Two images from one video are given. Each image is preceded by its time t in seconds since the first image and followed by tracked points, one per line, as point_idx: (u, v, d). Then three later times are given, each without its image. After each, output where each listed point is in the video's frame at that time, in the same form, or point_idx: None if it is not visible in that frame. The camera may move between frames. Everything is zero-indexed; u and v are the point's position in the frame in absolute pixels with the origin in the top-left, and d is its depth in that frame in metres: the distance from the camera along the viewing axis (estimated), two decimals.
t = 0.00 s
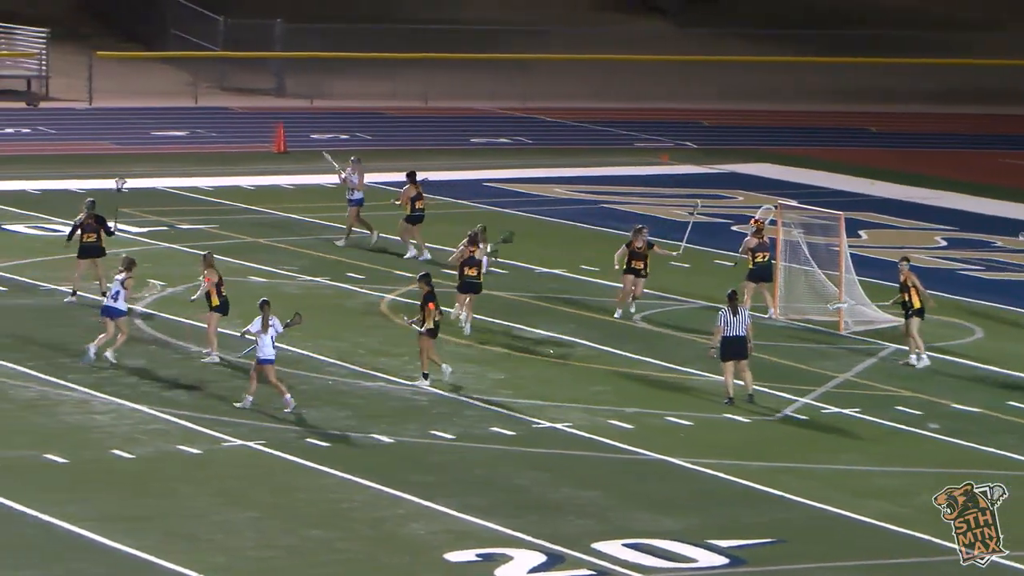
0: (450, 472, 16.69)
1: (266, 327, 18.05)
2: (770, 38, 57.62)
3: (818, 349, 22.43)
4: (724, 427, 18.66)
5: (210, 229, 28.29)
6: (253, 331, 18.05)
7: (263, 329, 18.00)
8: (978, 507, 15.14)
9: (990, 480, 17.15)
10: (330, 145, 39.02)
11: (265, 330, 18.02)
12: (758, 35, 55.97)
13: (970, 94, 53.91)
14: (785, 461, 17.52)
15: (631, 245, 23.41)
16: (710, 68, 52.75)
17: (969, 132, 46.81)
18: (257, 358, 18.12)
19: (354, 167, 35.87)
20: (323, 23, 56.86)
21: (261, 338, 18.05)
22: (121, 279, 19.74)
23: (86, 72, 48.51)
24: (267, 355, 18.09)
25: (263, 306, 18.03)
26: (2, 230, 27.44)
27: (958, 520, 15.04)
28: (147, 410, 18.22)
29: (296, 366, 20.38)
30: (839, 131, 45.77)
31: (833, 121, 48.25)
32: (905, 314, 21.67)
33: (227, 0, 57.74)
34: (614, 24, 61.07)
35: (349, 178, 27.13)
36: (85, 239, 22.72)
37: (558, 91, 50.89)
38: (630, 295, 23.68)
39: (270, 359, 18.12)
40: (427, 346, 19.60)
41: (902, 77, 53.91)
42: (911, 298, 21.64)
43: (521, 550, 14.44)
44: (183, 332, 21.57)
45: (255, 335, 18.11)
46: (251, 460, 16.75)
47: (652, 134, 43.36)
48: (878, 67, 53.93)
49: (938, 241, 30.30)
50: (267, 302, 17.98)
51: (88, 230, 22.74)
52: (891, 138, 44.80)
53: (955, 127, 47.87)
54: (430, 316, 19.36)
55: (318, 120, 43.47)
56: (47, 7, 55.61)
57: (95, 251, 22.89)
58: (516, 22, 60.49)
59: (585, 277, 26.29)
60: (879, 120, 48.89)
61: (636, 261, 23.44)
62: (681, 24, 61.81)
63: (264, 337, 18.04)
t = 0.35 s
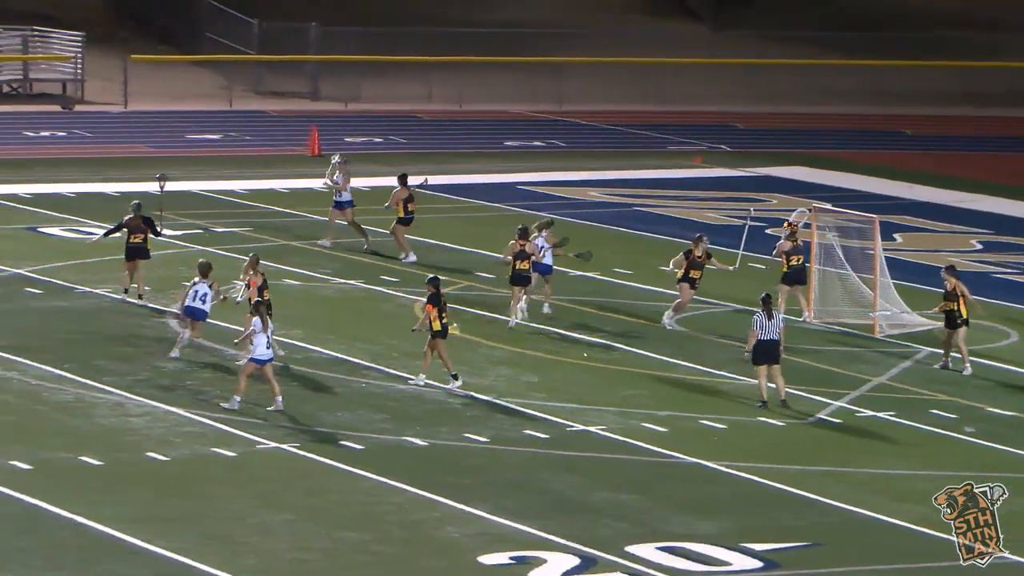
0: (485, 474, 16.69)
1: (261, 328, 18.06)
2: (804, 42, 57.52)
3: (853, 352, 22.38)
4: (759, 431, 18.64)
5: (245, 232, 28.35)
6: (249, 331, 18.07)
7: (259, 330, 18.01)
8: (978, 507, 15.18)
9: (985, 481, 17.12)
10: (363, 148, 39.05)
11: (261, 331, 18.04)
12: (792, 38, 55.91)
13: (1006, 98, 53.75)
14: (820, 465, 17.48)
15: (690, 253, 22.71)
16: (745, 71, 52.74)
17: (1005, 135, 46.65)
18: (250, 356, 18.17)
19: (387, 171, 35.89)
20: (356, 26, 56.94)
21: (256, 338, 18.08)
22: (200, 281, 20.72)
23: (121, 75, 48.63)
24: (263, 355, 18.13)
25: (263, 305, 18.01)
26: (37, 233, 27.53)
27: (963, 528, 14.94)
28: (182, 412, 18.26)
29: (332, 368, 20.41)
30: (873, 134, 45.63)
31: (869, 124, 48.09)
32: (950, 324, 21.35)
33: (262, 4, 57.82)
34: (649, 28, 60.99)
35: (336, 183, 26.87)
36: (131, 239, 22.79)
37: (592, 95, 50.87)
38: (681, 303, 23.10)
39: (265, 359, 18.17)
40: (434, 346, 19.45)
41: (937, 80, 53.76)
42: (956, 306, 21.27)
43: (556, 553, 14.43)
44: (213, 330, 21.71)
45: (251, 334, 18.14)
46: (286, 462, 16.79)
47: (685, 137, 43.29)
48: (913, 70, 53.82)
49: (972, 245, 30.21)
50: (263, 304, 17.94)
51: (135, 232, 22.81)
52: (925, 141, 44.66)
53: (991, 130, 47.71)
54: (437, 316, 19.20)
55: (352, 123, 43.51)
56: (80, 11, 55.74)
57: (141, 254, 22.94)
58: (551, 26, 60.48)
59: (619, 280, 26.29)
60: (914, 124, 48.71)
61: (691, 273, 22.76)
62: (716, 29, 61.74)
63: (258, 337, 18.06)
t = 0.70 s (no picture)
0: (518, 477, 16.68)
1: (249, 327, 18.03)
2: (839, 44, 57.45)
3: (887, 356, 22.31)
4: (794, 434, 18.60)
5: (278, 234, 28.39)
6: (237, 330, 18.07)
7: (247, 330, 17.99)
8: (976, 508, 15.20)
9: (986, 480, 17.10)
10: (398, 151, 39.09)
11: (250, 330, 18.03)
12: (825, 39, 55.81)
13: None
14: (854, 468, 17.43)
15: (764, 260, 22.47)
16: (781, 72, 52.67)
17: None
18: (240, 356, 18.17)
19: (421, 173, 35.91)
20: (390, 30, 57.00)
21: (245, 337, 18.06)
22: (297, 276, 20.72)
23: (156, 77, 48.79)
24: (253, 353, 18.11)
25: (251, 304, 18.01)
26: (71, 235, 27.59)
27: (957, 519, 15.03)
28: (214, 414, 18.28)
29: (365, 371, 20.43)
30: (908, 137, 45.52)
31: (905, 126, 47.98)
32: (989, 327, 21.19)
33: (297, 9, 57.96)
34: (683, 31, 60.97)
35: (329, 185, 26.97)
36: (167, 240, 22.89)
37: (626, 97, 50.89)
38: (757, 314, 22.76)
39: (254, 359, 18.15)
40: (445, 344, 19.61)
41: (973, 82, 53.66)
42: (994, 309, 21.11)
43: (589, 556, 14.41)
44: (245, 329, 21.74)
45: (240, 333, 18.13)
46: (320, 465, 16.80)
47: (720, 140, 43.24)
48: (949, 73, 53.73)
49: (1007, 248, 30.11)
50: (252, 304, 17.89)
51: (171, 232, 22.91)
52: (961, 144, 44.53)
53: None
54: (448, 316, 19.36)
55: (385, 126, 43.58)
56: (113, 13, 55.81)
57: (177, 254, 23.04)
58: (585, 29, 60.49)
59: (653, 283, 26.24)
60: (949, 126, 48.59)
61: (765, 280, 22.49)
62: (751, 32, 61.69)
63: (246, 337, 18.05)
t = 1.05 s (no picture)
0: (555, 479, 16.70)
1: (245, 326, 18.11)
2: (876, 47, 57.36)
3: (922, 357, 22.28)
4: (829, 436, 18.58)
5: (313, 236, 28.46)
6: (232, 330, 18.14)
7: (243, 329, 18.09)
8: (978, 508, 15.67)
9: (987, 481, 17.09)
10: (433, 153, 39.13)
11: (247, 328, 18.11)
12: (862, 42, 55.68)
13: None
14: (891, 471, 17.41)
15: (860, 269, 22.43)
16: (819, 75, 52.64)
17: None
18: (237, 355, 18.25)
19: (456, 175, 35.95)
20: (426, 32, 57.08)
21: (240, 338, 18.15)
22: (414, 271, 21.17)
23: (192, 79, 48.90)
24: (247, 355, 18.24)
25: (246, 304, 18.09)
26: (108, 237, 27.70)
27: (959, 518, 15.56)
28: (251, 415, 18.35)
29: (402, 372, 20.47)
30: (944, 138, 45.44)
31: (941, 128, 47.85)
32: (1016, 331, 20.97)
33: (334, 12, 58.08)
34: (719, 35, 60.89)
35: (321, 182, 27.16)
36: (205, 241, 23.04)
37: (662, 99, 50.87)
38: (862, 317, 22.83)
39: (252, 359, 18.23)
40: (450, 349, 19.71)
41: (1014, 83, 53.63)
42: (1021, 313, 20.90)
43: (623, 558, 14.42)
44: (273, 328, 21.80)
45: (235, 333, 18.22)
46: (357, 466, 16.83)
47: (755, 142, 43.16)
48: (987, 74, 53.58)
49: None
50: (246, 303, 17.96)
51: (210, 234, 23.07)
52: (997, 145, 44.42)
53: None
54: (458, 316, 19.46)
55: (420, 128, 43.63)
56: (152, 16, 55.94)
57: (214, 256, 23.23)
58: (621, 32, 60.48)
59: (688, 285, 26.24)
60: (987, 128, 48.42)
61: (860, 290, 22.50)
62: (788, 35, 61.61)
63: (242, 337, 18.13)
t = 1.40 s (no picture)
0: (569, 479, 16.70)
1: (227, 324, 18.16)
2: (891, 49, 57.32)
3: (937, 357, 22.25)
4: (843, 437, 18.56)
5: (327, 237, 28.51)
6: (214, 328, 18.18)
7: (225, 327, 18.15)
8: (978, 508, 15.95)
9: (986, 481, 17.08)
10: (446, 153, 39.14)
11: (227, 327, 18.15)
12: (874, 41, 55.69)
13: None
14: (906, 471, 17.39)
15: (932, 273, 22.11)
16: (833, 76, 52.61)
17: None
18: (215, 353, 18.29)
19: (469, 175, 35.97)
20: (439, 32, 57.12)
21: (222, 336, 18.19)
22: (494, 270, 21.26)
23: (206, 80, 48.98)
24: (226, 353, 18.26)
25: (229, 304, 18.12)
26: (122, 237, 27.73)
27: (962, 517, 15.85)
28: (265, 415, 18.36)
29: (416, 373, 20.47)
30: (959, 139, 45.41)
31: (954, 128, 47.80)
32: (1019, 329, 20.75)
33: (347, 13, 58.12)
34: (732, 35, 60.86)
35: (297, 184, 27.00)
36: (227, 242, 23.06)
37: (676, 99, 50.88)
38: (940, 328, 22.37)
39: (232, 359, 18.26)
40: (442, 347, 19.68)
41: None
42: None
43: (637, 558, 14.42)
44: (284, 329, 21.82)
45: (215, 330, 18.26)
46: (371, 467, 16.83)
47: (769, 142, 43.13)
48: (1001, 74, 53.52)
49: None
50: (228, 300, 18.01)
51: (230, 235, 23.09)
52: (1011, 145, 44.37)
53: None
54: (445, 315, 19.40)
55: (433, 128, 43.64)
56: (164, 17, 56.03)
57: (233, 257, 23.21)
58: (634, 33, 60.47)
59: (701, 285, 26.24)
60: (1001, 129, 48.35)
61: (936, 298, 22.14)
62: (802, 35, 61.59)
63: (223, 335, 18.19)
